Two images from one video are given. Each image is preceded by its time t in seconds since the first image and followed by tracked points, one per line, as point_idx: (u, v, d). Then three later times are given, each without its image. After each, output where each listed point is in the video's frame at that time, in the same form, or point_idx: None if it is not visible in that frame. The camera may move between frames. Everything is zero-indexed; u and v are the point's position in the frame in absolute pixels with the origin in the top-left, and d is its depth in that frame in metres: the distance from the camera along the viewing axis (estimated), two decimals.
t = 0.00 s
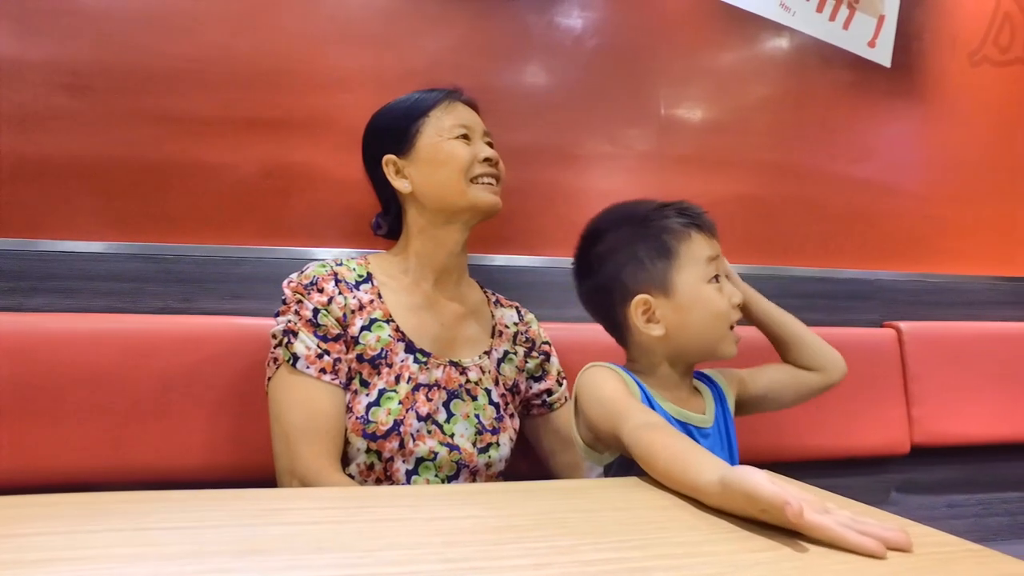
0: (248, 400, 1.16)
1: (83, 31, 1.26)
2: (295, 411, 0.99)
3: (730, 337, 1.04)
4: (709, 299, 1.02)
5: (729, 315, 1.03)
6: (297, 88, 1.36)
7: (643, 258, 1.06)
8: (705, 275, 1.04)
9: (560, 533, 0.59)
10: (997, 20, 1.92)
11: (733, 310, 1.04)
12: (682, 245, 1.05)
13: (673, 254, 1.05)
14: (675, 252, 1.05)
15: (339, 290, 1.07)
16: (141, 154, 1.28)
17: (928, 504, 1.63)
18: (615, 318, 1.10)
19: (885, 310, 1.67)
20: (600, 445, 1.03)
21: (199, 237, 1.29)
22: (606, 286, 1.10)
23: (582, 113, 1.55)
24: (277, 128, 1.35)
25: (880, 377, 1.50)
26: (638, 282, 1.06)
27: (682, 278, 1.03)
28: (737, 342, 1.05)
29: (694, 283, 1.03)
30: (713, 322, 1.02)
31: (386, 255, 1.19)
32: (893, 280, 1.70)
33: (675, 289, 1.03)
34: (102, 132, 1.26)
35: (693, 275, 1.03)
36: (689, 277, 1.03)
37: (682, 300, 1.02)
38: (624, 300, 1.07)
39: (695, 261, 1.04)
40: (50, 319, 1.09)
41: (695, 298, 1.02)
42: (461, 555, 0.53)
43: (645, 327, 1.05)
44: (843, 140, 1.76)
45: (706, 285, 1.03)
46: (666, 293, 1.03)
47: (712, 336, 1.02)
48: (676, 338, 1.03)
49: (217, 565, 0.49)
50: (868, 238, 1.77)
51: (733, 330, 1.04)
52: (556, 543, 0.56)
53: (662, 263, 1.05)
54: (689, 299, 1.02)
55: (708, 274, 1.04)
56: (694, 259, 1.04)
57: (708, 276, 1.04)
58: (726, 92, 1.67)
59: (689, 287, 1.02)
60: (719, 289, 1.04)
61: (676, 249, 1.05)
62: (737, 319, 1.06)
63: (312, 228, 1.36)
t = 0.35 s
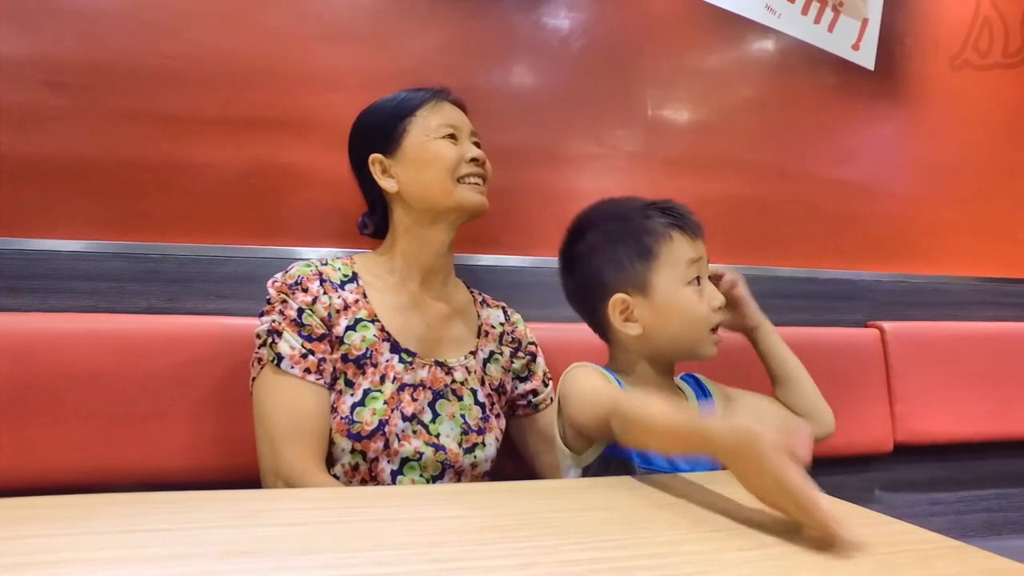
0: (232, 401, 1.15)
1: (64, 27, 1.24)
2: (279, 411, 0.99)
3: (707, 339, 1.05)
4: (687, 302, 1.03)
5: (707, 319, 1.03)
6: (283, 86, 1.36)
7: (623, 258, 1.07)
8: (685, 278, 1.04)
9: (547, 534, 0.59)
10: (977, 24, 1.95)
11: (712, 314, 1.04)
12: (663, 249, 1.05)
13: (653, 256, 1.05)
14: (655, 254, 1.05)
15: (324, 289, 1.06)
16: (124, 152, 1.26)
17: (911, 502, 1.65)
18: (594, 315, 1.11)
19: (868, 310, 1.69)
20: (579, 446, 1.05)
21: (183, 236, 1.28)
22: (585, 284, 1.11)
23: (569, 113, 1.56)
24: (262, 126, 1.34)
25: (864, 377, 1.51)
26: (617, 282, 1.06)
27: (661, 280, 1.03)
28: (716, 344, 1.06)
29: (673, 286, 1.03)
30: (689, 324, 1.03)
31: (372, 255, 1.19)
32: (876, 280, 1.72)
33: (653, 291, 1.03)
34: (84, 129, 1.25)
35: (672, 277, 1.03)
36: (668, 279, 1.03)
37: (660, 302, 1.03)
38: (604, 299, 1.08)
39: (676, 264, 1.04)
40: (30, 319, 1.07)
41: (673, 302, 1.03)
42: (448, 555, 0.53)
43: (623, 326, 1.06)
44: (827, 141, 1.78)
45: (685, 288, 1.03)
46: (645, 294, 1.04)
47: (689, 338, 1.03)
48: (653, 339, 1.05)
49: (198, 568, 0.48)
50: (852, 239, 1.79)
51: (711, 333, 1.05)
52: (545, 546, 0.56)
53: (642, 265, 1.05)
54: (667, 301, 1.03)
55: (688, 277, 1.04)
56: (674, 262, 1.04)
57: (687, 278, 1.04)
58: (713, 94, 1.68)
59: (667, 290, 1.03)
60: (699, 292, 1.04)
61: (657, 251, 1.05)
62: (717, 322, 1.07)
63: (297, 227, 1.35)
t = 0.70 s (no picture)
0: (218, 402, 1.15)
1: (47, 24, 1.23)
2: (266, 413, 0.98)
3: (693, 342, 1.04)
4: (673, 303, 1.03)
5: (694, 321, 1.03)
6: (270, 85, 1.35)
7: (614, 256, 1.08)
8: (674, 279, 1.04)
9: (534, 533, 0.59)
10: (959, 29, 1.97)
11: (699, 318, 1.04)
12: (652, 249, 1.05)
13: (642, 255, 1.06)
14: (644, 254, 1.05)
15: (311, 290, 1.05)
16: (109, 151, 1.25)
17: (894, 500, 1.67)
18: (584, 311, 1.13)
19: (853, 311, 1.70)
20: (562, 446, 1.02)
21: (168, 236, 1.27)
22: (577, 280, 1.13)
23: (557, 114, 1.56)
24: (248, 126, 1.33)
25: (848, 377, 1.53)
26: (606, 278, 1.07)
27: (649, 279, 1.04)
28: (702, 349, 1.05)
29: (661, 285, 1.03)
30: (675, 325, 1.03)
31: (360, 255, 1.18)
32: (861, 281, 1.73)
33: (640, 289, 1.04)
34: (67, 128, 1.23)
35: (660, 277, 1.04)
36: (657, 278, 1.04)
37: (646, 300, 1.04)
38: (594, 295, 1.09)
39: (665, 265, 1.04)
40: (11, 319, 1.06)
41: (659, 301, 1.03)
42: (435, 556, 0.53)
43: (609, 322, 1.07)
44: (813, 144, 1.79)
45: (673, 289, 1.03)
46: (632, 291, 1.05)
47: (673, 339, 1.03)
48: (638, 337, 1.05)
49: (184, 570, 0.48)
50: (837, 240, 1.81)
51: (697, 336, 1.04)
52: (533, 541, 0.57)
53: (631, 263, 1.06)
54: (653, 300, 1.03)
55: (677, 278, 1.04)
56: (663, 262, 1.04)
57: (677, 279, 1.04)
58: (699, 95, 1.69)
59: (653, 289, 1.03)
60: (688, 295, 1.04)
61: (646, 251, 1.05)
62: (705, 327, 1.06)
63: (284, 227, 1.35)
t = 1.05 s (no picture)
0: (208, 403, 1.14)
1: (34, 21, 1.22)
2: (254, 414, 0.98)
3: (634, 355, 1.04)
4: (609, 314, 1.04)
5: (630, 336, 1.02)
6: (260, 84, 1.34)
7: (574, 262, 1.12)
8: (614, 291, 1.03)
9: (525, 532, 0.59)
10: (946, 32, 1.99)
11: (637, 333, 1.02)
12: (599, 258, 1.06)
13: (592, 263, 1.07)
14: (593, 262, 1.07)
15: (300, 290, 1.05)
16: (96, 149, 1.24)
17: (882, 499, 1.68)
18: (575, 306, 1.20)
19: (842, 311, 1.71)
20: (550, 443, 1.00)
21: (157, 236, 1.27)
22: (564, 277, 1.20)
23: (548, 115, 1.56)
24: (238, 125, 1.33)
25: (837, 377, 1.54)
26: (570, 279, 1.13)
27: (591, 288, 1.06)
28: (644, 363, 1.04)
29: (600, 296, 1.05)
30: (610, 335, 1.04)
31: (349, 255, 1.18)
32: (850, 281, 1.74)
33: (585, 297, 1.08)
34: (54, 127, 1.22)
35: (600, 288, 1.05)
36: (597, 289, 1.05)
37: (589, 307, 1.07)
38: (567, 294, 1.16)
39: (605, 277, 1.04)
40: None
41: (597, 309, 1.05)
42: (428, 556, 0.53)
43: (572, 322, 1.13)
44: (803, 145, 1.81)
45: (611, 301, 1.04)
46: (582, 298, 1.09)
47: (611, 349, 1.05)
48: (589, 338, 1.10)
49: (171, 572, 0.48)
50: (826, 241, 1.82)
51: (638, 350, 1.03)
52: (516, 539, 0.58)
53: (584, 268, 1.09)
54: (593, 309, 1.06)
55: (619, 291, 1.03)
56: (605, 273, 1.05)
57: (616, 292, 1.03)
58: (690, 97, 1.69)
59: (594, 297, 1.06)
60: (628, 309, 1.03)
61: (594, 259, 1.07)
62: (649, 343, 1.03)
63: (275, 227, 1.34)
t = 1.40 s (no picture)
0: (200, 404, 1.14)
1: (24, 19, 1.21)
2: (248, 413, 0.97)
3: (608, 359, 1.05)
4: (586, 317, 1.05)
5: (604, 339, 1.03)
6: (253, 83, 1.34)
7: (557, 267, 1.14)
8: (591, 295, 1.05)
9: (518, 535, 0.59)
10: (936, 35, 2.00)
11: (613, 337, 1.03)
12: (578, 263, 1.08)
13: (573, 268, 1.10)
14: (573, 267, 1.09)
15: (295, 290, 1.05)
16: (87, 149, 1.24)
17: (872, 499, 1.69)
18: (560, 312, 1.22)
19: (833, 312, 1.72)
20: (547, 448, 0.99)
21: (148, 236, 1.26)
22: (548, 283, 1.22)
23: (542, 116, 1.56)
24: (230, 125, 1.32)
25: (828, 377, 1.55)
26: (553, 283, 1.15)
27: (570, 292, 1.09)
28: (620, 367, 1.05)
29: (578, 299, 1.07)
30: (585, 338, 1.06)
31: (344, 255, 1.18)
32: (842, 281, 1.75)
33: (565, 300, 1.10)
34: (44, 125, 1.21)
35: (578, 292, 1.07)
36: (575, 292, 1.07)
37: (567, 311, 1.09)
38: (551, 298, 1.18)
39: (583, 281, 1.06)
40: None
41: (575, 313, 1.07)
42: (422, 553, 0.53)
43: (555, 325, 1.15)
44: (794, 146, 1.81)
45: (588, 305, 1.05)
46: (562, 301, 1.11)
47: (586, 352, 1.06)
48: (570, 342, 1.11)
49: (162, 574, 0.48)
50: (817, 242, 1.83)
51: (612, 354, 1.04)
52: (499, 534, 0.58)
53: (565, 273, 1.11)
54: (571, 312, 1.08)
55: (595, 295, 1.05)
56: (583, 277, 1.07)
57: (593, 295, 1.05)
58: (683, 98, 1.70)
59: (573, 300, 1.07)
60: (605, 312, 1.04)
61: (574, 264, 1.09)
62: (625, 348, 1.04)
63: (268, 227, 1.34)
